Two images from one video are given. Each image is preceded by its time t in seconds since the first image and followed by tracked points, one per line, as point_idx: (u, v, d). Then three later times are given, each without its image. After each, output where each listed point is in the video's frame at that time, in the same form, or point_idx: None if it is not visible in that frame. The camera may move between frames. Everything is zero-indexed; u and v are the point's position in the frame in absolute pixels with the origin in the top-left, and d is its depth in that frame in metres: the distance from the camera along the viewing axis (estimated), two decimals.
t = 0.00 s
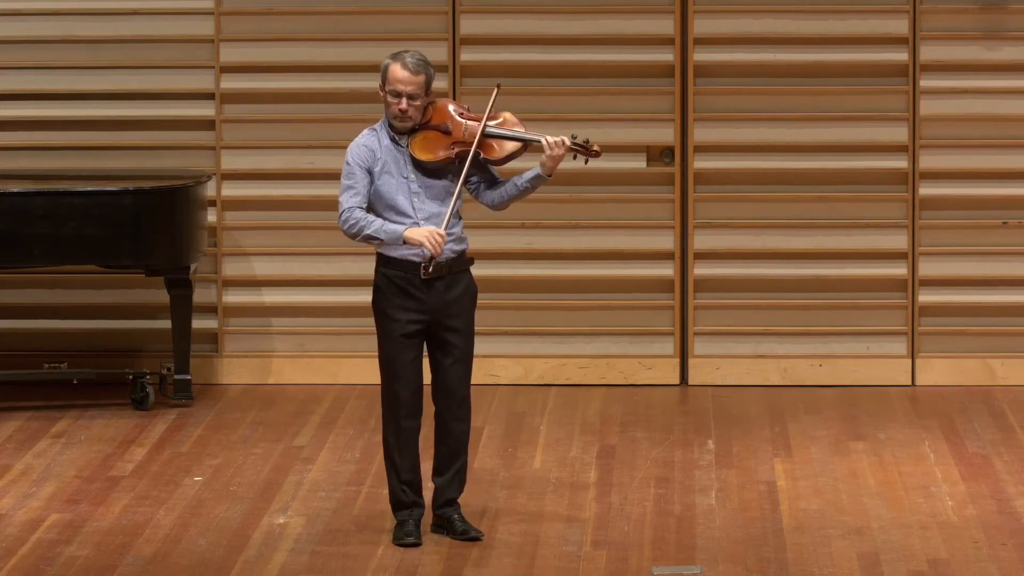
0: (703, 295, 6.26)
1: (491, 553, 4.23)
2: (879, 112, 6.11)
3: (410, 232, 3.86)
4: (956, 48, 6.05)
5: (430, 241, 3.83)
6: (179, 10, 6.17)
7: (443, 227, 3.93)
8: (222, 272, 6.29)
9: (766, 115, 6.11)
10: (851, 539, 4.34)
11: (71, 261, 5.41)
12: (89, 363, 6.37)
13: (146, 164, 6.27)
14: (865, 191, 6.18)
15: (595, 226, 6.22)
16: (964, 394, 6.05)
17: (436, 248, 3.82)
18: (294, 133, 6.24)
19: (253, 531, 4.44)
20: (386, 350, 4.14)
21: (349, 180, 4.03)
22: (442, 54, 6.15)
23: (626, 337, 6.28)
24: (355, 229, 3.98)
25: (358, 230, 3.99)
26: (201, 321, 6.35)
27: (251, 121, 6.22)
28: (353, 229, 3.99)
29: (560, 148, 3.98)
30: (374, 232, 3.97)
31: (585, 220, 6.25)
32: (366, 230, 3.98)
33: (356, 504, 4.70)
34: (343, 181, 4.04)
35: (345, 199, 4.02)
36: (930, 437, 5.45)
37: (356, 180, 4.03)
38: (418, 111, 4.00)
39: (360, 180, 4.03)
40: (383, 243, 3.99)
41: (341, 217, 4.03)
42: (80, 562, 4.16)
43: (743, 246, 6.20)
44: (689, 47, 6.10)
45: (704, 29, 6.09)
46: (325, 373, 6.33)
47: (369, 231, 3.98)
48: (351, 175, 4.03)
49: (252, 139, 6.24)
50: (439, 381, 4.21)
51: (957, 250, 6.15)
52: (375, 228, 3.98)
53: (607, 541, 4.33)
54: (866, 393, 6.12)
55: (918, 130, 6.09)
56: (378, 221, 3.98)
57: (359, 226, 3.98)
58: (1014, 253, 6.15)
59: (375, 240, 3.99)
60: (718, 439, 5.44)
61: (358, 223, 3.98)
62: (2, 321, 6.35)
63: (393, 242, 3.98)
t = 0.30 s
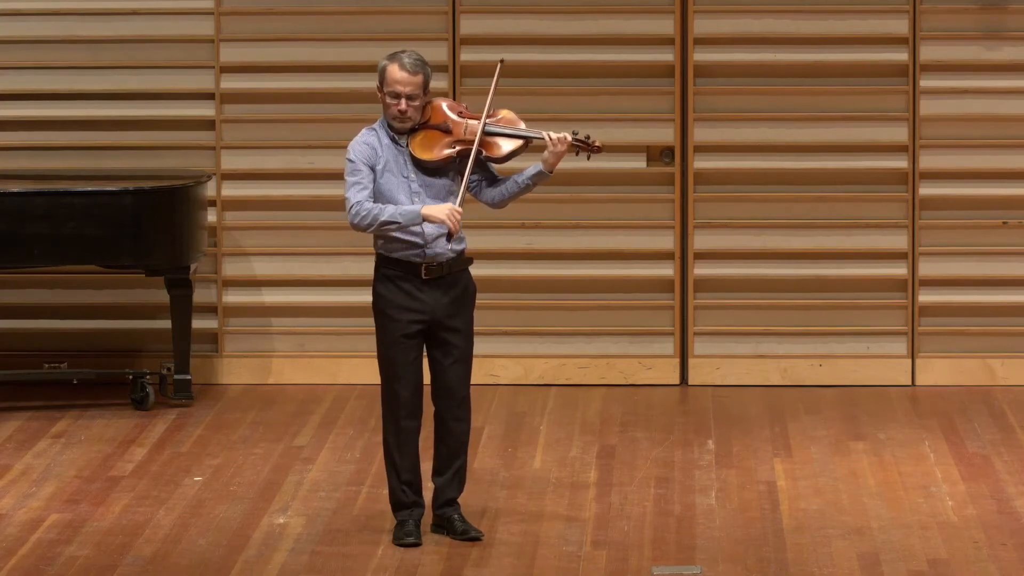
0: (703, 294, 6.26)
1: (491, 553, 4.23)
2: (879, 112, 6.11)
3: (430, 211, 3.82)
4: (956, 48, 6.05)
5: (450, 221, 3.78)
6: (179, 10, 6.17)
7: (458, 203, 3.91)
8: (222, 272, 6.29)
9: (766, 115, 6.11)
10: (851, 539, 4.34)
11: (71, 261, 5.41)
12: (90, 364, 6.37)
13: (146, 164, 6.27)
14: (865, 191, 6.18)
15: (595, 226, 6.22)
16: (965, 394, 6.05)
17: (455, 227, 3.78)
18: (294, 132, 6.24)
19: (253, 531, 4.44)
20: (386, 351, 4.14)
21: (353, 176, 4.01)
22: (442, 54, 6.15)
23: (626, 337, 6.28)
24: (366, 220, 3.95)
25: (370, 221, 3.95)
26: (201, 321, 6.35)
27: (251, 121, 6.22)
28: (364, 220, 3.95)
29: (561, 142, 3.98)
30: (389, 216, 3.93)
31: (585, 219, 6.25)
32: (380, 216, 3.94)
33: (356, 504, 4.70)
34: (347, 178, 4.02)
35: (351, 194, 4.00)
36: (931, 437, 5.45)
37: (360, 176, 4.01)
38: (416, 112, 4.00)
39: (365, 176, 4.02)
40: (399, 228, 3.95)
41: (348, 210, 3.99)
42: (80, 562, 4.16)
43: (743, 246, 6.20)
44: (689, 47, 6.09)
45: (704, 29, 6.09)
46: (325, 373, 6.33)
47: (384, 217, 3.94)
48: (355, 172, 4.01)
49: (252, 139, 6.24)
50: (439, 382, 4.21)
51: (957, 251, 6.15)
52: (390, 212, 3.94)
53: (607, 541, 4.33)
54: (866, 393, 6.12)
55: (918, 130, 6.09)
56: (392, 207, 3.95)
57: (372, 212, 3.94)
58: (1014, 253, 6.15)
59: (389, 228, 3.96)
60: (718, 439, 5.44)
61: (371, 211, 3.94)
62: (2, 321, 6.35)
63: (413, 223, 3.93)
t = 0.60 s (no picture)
0: (703, 294, 6.26)
1: (491, 553, 4.23)
2: (879, 112, 6.11)
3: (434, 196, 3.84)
4: (956, 48, 6.05)
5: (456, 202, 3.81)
6: (179, 10, 6.17)
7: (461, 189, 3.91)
8: (222, 272, 6.29)
9: (766, 115, 6.11)
10: (851, 539, 4.34)
11: (71, 261, 5.41)
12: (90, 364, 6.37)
13: (147, 165, 6.27)
14: (865, 191, 6.18)
15: (595, 226, 6.22)
16: (964, 394, 6.05)
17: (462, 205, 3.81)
18: (293, 132, 6.24)
19: (253, 531, 4.44)
20: (385, 352, 4.13)
21: (353, 169, 4.00)
22: (441, 54, 6.15)
23: (626, 337, 6.28)
24: (369, 204, 3.94)
25: (372, 206, 3.94)
26: (201, 321, 6.35)
27: (251, 121, 6.22)
28: (366, 206, 3.94)
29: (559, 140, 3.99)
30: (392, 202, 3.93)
31: (585, 220, 6.25)
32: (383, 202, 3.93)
33: (356, 504, 4.70)
34: (347, 170, 4.01)
35: (353, 183, 3.98)
36: (931, 437, 5.45)
37: (362, 169, 4.00)
38: (413, 112, 3.99)
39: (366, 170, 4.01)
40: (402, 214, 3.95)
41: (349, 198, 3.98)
42: (80, 562, 4.16)
43: (743, 246, 6.20)
44: (689, 47, 6.10)
45: (704, 29, 6.09)
46: (325, 373, 6.33)
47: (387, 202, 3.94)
48: (356, 166, 4.00)
49: (252, 139, 6.24)
50: (438, 382, 4.21)
51: (957, 250, 6.15)
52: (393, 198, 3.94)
53: (607, 541, 4.33)
54: (866, 393, 6.12)
55: (918, 130, 6.09)
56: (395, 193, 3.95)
57: (375, 198, 3.94)
58: (1013, 253, 6.15)
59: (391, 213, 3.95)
60: (718, 439, 5.44)
61: (374, 197, 3.94)
62: (2, 321, 6.35)
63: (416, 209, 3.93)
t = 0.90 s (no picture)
0: (703, 294, 6.26)
1: (491, 553, 4.23)
2: (879, 112, 6.11)
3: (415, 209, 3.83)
4: (956, 47, 6.05)
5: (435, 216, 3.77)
6: (179, 10, 6.17)
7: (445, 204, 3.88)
8: (222, 272, 6.29)
9: (766, 115, 6.11)
10: (851, 539, 4.34)
11: (71, 262, 5.41)
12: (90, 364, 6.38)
13: (147, 165, 6.27)
14: (865, 191, 6.18)
15: (595, 226, 6.22)
16: (964, 394, 6.05)
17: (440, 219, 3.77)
18: (293, 132, 6.24)
19: (253, 531, 4.44)
20: (384, 352, 4.14)
21: (346, 171, 4.02)
22: (441, 54, 6.15)
23: (626, 337, 6.28)
24: (354, 208, 3.96)
25: (355, 212, 3.97)
26: (201, 321, 6.35)
27: (251, 121, 6.22)
28: (351, 210, 3.97)
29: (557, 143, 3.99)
30: (372, 212, 3.95)
31: (584, 220, 6.25)
32: (364, 210, 3.95)
33: (356, 504, 4.70)
34: (340, 172, 4.03)
35: (343, 186, 4.01)
36: (930, 437, 5.45)
37: (354, 171, 4.02)
38: (410, 111, 4.00)
39: (358, 173, 4.03)
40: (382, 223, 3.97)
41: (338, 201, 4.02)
42: (80, 562, 4.16)
43: (742, 246, 6.20)
44: (689, 47, 6.10)
45: (704, 29, 6.09)
46: (325, 374, 6.33)
47: (368, 211, 3.95)
48: (349, 168, 4.03)
49: (252, 139, 6.24)
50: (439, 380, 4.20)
51: (957, 250, 6.15)
52: (374, 208, 3.95)
53: (607, 541, 4.33)
54: (866, 393, 6.12)
55: (918, 131, 6.09)
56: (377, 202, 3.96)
57: (358, 205, 3.96)
58: (1013, 253, 6.15)
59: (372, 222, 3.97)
60: (718, 439, 5.44)
61: (357, 204, 3.96)
62: (2, 321, 6.35)
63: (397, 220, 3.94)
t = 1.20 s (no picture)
0: (702, 294, 6.26)
1: (491, 553, 4.23)
2: (878, 112, 6.11)
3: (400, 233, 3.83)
4: (956, 47, 6.05)
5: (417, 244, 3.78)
6: (179, 10, 6.17)
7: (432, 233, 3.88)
8: (222, 272, 6.29)
9: (766, 115, 6.11)
10: (851, 539, 4.34)
11: (72, 262, 5.41)
12: (90, 364, 6.38)
13: (147, 165, 6.27)
14: (865, 191, 6.18)
15: (595, 227, 6.22)
16: (964, 394, 6.06)
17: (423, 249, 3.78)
18: (293, 132, 6.24)
19: (253, 531, 4.44)
20: (387, 353, 4.15)
21: (350, 175, 4.02)
22: (441, 54, 6.15)
23: (626, 337, 6.28)
24: (351, 222, 3.95)
25: (350, 225, 3.96)
26: (201, 321, 6.35)
27: (251, 121, 6.22)
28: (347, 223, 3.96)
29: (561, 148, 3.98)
30: (365, 230, 3.94)
31: (584, 220, 6.25)
32: (358, 227, 3.95)
33: (356, 504, 4.70)
34: (344, 176, 4.03)
35: (345, 192, 4.00)
36: (931, 437, 5.45)
37: (358, 175, 4.02)
38: (420, 112, 4.00)
39: (362, 176, 4.03)
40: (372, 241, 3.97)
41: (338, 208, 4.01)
42: (80, 562, 4.16)
43: (742, 246, 6.20)
44: (689, 47, 6.10)
45: (704, 29, 6.09)
46: (325, 373, 6.33)
47: (361, 229, 3.95)
48: (353, 171, 4.02)
49: (252, 139, 6.24)
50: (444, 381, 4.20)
51: (957, 250, 6.15)
52: (368, 226, 3.94)
53: (606, 541, 4.33)
54: (866, 393, 6.13)
55: (918, 131, 6.09)
56: (371, 220, 3.95)
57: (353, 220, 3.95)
58: (1013, 253, 6.15)
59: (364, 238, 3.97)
60: (717, 439, 5.44)
61: (353, 219, 3.95)
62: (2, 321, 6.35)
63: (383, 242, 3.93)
